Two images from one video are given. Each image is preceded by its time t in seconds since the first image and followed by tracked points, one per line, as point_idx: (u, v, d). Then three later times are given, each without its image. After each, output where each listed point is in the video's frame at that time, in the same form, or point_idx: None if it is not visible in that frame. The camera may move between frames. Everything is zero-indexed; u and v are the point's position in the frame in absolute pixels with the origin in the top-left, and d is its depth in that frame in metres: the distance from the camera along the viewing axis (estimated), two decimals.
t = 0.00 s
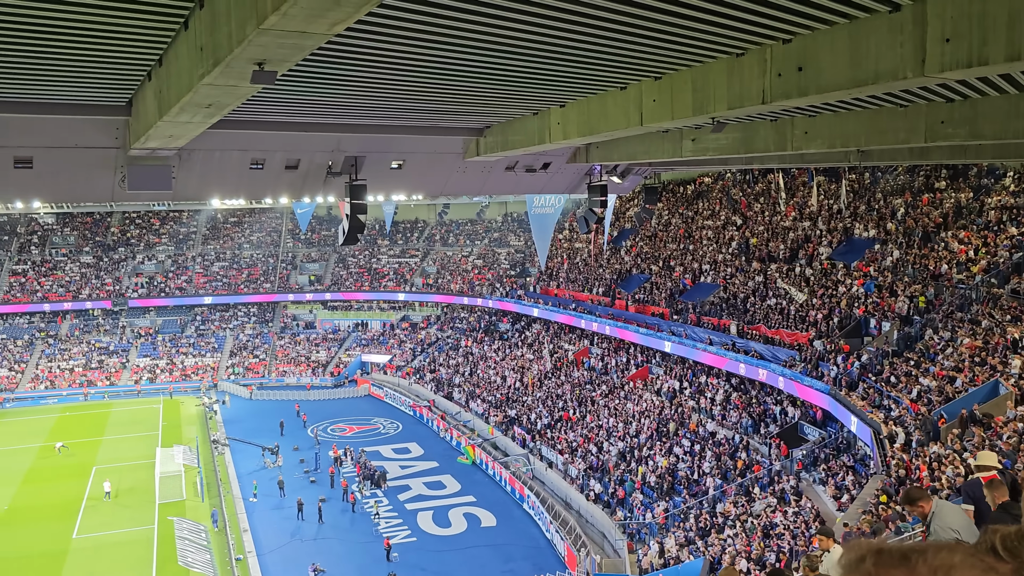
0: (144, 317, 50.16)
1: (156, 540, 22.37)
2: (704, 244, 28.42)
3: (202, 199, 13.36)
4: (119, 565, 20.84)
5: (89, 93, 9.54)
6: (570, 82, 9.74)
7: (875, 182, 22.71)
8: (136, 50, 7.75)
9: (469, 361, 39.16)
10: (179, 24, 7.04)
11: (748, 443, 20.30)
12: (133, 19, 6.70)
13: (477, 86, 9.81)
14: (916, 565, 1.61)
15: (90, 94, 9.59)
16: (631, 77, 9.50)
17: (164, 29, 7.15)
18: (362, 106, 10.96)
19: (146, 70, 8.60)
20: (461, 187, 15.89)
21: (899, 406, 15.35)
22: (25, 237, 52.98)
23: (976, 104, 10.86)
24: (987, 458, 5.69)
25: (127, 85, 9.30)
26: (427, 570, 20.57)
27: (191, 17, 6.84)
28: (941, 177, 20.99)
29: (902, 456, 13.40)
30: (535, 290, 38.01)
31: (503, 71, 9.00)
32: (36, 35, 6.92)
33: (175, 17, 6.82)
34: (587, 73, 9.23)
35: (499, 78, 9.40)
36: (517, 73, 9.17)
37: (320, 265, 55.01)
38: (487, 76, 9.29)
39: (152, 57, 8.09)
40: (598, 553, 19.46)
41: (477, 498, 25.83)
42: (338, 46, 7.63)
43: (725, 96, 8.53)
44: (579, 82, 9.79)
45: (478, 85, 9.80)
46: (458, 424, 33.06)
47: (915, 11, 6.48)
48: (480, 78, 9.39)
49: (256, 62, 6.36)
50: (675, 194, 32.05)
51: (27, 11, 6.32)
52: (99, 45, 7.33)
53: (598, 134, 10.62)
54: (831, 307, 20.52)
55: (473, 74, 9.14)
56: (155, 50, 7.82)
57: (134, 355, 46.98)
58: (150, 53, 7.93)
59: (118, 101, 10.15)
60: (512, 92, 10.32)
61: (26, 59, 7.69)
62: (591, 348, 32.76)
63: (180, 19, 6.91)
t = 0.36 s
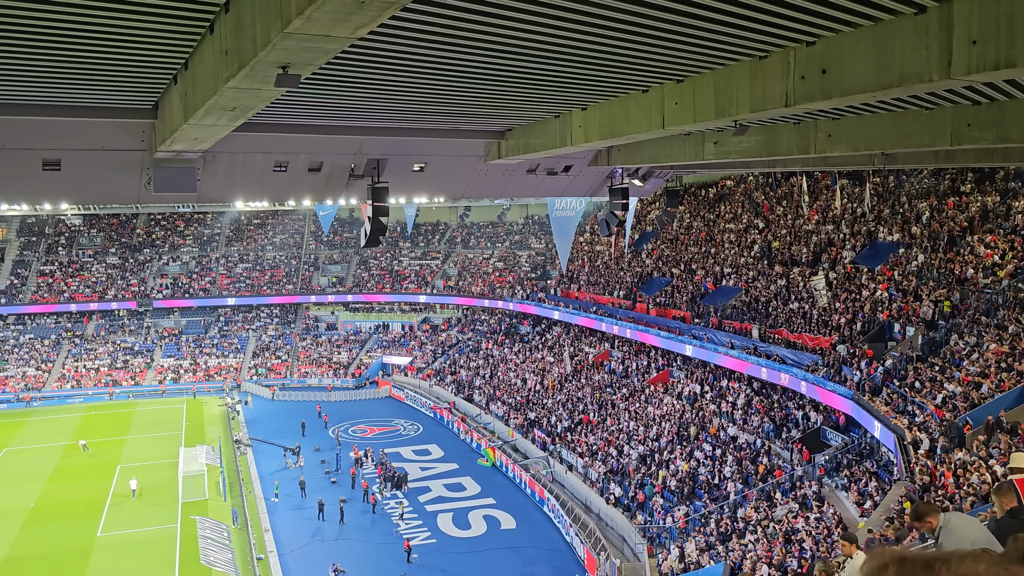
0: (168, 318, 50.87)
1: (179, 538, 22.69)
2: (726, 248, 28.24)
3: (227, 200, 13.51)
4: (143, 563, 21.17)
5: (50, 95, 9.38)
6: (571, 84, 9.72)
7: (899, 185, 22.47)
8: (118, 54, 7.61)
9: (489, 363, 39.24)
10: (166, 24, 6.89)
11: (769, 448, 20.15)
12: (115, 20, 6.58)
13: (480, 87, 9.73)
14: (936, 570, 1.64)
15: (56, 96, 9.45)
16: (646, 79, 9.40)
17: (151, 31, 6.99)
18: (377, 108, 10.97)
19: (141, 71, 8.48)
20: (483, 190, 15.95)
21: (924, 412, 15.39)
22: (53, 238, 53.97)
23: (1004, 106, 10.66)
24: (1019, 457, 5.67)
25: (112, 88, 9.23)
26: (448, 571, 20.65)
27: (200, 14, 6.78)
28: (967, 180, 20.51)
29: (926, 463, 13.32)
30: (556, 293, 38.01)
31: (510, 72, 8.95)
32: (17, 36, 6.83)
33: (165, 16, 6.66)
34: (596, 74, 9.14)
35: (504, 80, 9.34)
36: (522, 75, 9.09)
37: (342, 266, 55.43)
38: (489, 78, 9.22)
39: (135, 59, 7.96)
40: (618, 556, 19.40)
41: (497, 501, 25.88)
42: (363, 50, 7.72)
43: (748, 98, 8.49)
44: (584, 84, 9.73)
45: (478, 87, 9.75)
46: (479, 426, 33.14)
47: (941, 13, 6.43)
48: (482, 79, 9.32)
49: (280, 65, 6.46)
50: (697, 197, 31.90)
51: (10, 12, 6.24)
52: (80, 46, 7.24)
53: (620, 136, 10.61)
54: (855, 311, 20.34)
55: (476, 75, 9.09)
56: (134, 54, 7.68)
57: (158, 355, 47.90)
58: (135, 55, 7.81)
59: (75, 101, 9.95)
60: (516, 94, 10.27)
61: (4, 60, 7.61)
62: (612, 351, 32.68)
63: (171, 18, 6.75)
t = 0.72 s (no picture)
0: (192, 318, 51.59)
1: (201, 536, 23.00)
2: (749, 250, 28.01)
3: (250, 202, 13.69)
4: (168, 560, 21.50)
5: (43, 94, 9.41)
6: (575, 86, 9.71)
7: (925, 188, 22.16)
8: (117, 55, 7.63)
9: (510, 365, 39.28)
10: (170, 27, 6.87)
11: (792, 452, 19.97)
12: (117, 20, 6.60)
13: (489, 88, 9.71)
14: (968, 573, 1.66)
15: (49, 95, 9.49)
16: (658, 80, 9.35)
17: (154, 33, 6.99)
18: (397, 109, 11.05)
19: (141, 71, 8.45)
20: (505, 192, 15.98)
21: (949, 417, 15.22)
22: (80, 238, 54.91)
23: None
24: None
25: (104, 90, 9.25)
26: (469, 572, 20.73)
27: (205, 15, 6.74)
28: (995, 182, 20.03)
29: (951, 469, 13.20)
30: (577, 295, 37.98)
31: (530, 75, 8.98)
32: (20, 35, 6.86)
33: (171, 18, 6.64)
34: (602, 74, 9.08)
35: (523, 82, 9.38)
36: (538, 77, 9.09)
37: (364, 267, 55.84)
38: (507, 79, 9.23)
39: (135, 61, 7.98)
40: (638, 560, 19.28)
41: (517, 502, 25.91)
42: (389, 52, 7.81)
43: (772, 100, 8.44)
44: (588, 85, 9.71)
45: (497, 88, 9.75)
46: (499, 427, 33.19)
47: (969, 14, 6.37)
48: (500, 81, 9.34)
49: (305, 67, 6.55)
50: (719, 199, 31.69)
51: (14, 12, 6.26)
52: (81, 45, 7.27)
53: (642, 139, 10.58)
54: (879, 315, 20.12)
55: (493, 77, 9.12)
56: (132, 56, 7.70)
57: (182, 353, 48.66)
58: (135, 58, 7.83)
59: (64, 101, 9.94)
60: (524, 95, 10.25)
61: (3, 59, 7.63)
62: (633, 353, 32.58)
63: (176, 19, 6.72)
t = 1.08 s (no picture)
0: (216, 318, 52.23)
1: (224, 536, 23.25)
2: (772, 254, 27.78)
3: (274, 204, 13.91)
4: (193, 558, 21.79)
5: (17, 95, 9.25)
6: (564, 89, 9.71)
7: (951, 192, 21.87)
8: (106, 55, 7.62)
9: (531, 367, 39.28)
10: (163, 29, 6.85)
11: (814, 458, 19.79)
12: (111, 20, 6.61)
13: (512, 90, 9.74)
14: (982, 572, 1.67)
15: (21, 95, 9.29)
16: (655, 82, 9.26)
17: (146, 34, 6.99)
18: (416, 112, 11.12)
19: (122, 72, 8.33)
20: (526, 195, 16.03)
21: (975, 424, 15.00)
22: (106, 238, 55.81)
23: None
24: None
25: (77, 91, 9.14)
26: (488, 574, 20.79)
27: (201, 16, 6.65)
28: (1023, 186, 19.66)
29: (977, 476, 13.05)
30: (598, 298, 37.93)
31: (554, 76, 8.98)
32: (12, 35, 6.87)
33: (166, 19, 6.63)
34: (598, 75, 8.98)
35: (548, 84, 9.37)
36: (562, 79, 9.11)
37: (386, 269, 56.19)
38: (532, 81, 9.24)
39: (121, 63, 7.95)
40: (657, 564, 19.19)
41: (537, 505, 25.92)
42: (414, 56, 7.90)
43: (796, 103, 8.38)
44: (576, 88, 9.69)
45: (522, 90, 9.79)
46: (519, 429, 33.20)
47: (997, 16, 6.31)
48: (524, 83, 9.35)
49: (329, 70, 6.63)
50: (742, 203, 31.47)
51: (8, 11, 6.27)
52: (71, 45, 7.27)
53: (665, 142, 10.56)
54: (904, 320, 19.90)
55: (515, 79, 9.13)
56: (120, 57, 7.70)
57: (205, 353, 49.31)
58: (123, 59, 7.82)
59: (33, 101, 9.70)
60: (553, 98, 10.26)
61: None
62: (654, 357, 32.45)
63: (171, 20, 6.69)
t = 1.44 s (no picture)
0: (238, 318, 52.92)
1: (244, 533, 23.51)
2: (794, 256, 27.53)
3: (295, 203, 14.05)
4: (214, 556, 22.02)
5: (23, 94, 9.33)
6: (574, 89, 9.67)
7: (977, 195, 21.74)
8: (112, 55, 7.68)
9: (550, 369, 39.24)
10: (168, 28, 6.89)
11: (835, 462, 19.61)
12: (117, 20, 6.65)
13: (531, 91, 9.76)
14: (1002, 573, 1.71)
15: (26, 95, 9.39)
16: (666, 81, 9.20)
17: (153, 34, 7.04)
18: (435, 112, 11.17)
19: (125, 72, 8.40)
20: (546, 196, 16.03)
21: (1000, 429, 14.78)
22: (130, 238, 56.60)
23: None
24: None
25: (82, 91, 9.22)
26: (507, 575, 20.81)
27: (208, 16, 6.66)
28: None
29: (1003, 483, 12.84)
30: (617, 299, 37.86)
31: (571, 77, 8.97)
32: (18, 35, 6.93)
33: (172, 19, 6.67)
34: (609, 76, 8.93)
35: (563, 84, 9.36)
36: (578, 79, 9.09)
37: (406, 269, 56.46)
38: (548, 82, 9.24)
39: (126, 63, 8.02)
40: (676, 567, 19.08)
41: (555, 506, 25.90)
42: (435, 57, 7.95)
43: (818, 104, 8.31)
44: (586, 88, 9.64)
45: (537, 91, 9.79)
46: (538, 431, 33.18)
47: None
48: (541, 84, 9.35)
49: (350, 71, 6.69)
50: (763, 204, 31.23)
51: (14, 12, 6.32)
52: (77, 46, 7.34)
53: (686, 143, 10.52)
54: (928, 323, 19.66)
55: (535, 80, 9.13)
56: (126, 57, 7.77)
57: (227, 352, 49.84)
58: (128, 59, 7.88)
59: (45, 101, 9.81)
60: (571, 99, 10.29)
61: None
62: (674, 359, 32.29)
63: (179, 21, 6.74)
